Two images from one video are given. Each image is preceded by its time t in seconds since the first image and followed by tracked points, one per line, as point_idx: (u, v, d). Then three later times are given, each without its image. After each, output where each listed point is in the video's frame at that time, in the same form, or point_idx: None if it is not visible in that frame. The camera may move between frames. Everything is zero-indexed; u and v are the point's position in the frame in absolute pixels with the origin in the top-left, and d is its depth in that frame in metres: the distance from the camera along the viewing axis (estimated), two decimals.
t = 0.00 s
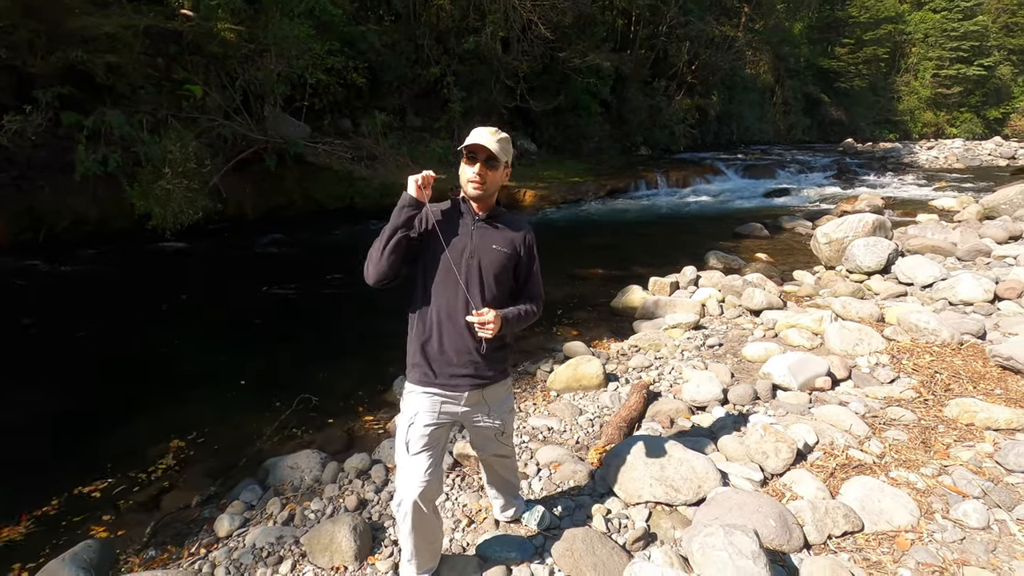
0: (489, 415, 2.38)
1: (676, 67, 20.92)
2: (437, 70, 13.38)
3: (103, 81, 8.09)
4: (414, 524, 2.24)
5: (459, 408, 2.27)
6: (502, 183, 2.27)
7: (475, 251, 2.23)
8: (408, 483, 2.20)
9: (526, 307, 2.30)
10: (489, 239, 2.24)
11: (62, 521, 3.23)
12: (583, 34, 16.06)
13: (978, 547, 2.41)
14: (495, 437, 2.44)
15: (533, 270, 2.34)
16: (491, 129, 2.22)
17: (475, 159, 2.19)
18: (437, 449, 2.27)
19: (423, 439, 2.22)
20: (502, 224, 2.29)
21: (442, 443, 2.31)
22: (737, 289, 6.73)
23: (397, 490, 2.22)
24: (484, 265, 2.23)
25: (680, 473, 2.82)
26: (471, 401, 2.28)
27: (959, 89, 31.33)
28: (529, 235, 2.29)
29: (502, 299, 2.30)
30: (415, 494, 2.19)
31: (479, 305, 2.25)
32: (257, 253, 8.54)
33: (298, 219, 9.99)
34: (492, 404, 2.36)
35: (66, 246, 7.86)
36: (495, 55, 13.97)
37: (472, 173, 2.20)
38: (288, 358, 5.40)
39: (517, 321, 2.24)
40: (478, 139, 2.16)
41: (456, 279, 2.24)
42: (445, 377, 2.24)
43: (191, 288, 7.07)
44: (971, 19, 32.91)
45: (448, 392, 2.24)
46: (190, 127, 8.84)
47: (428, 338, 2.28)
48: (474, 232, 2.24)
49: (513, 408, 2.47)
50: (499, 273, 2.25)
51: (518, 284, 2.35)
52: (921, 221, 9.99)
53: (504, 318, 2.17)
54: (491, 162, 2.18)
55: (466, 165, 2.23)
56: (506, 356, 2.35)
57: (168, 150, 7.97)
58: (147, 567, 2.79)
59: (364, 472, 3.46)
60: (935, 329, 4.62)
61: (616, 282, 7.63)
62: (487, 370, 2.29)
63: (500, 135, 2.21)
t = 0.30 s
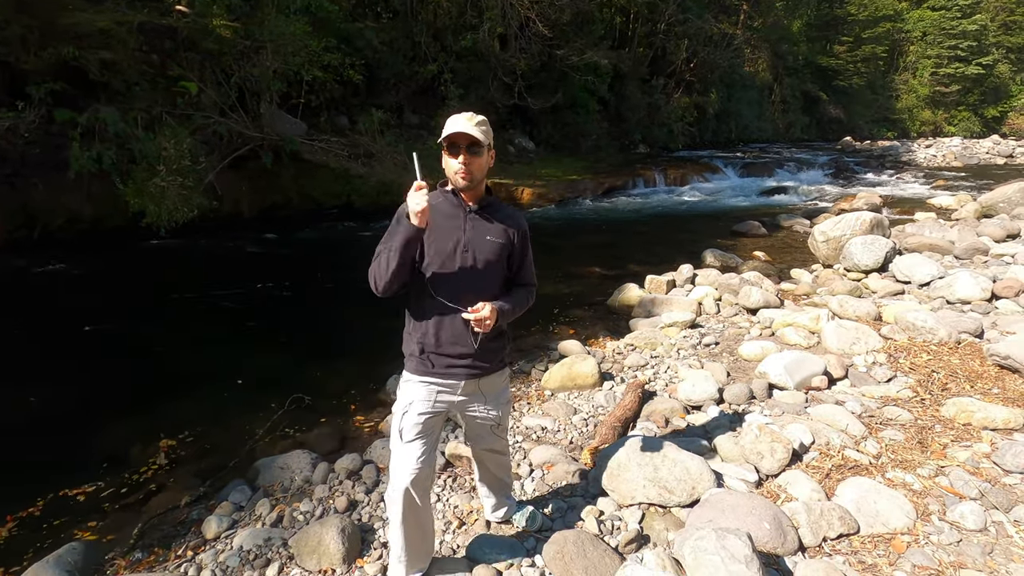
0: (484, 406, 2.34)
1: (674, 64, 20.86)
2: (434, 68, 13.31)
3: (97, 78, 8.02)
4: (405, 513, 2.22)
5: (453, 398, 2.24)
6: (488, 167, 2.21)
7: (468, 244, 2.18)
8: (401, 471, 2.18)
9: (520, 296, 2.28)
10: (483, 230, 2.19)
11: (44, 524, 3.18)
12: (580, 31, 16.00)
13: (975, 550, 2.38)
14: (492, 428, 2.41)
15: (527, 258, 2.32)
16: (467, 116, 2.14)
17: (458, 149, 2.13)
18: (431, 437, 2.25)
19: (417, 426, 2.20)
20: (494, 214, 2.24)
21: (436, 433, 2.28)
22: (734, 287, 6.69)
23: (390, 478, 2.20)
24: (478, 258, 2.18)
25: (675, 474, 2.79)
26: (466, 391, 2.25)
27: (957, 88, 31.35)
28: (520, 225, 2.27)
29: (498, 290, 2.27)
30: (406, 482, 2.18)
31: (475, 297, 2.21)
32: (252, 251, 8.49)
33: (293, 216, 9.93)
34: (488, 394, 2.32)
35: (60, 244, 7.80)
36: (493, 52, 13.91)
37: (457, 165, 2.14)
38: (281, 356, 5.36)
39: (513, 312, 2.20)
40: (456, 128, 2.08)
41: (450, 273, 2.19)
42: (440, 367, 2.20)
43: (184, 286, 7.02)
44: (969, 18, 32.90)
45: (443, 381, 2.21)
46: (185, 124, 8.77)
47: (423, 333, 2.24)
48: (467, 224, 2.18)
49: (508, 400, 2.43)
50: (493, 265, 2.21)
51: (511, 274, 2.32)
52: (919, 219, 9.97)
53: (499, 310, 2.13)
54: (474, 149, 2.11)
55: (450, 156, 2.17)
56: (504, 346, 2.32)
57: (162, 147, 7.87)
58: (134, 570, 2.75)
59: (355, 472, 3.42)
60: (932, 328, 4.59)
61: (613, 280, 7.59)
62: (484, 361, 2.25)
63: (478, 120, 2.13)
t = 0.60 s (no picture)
0: (504, 392, 2.35)
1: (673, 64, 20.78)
2: (432, 67, 13.24)
3: (93, 76, 7.96)
4: (422, 492, 2.28)
5: (474, 381, 2.26)
6: (503, 157, 2.19)
7: (490, 238, 2.19)
8: (419, 449, 2.25)
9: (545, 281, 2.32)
10: (502, 224, 2.20)
11: (34, 527, 3.13)
12: (579, 30, 15.93)
13: (983, 553, 2.34)
14: (513, 416, 2.41)
15: (548, 240, 2.36)
16: (477, 108, 2.12)
17: (473, 144, 2.11)
18: (452, 421, 2.28)
19: (439, 409, 2.24)
20: (512, 204, 2.24)
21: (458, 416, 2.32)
22: (734, 286, 6.66)
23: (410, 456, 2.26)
24: (501, 251, 2.21)
25: (677, 475, 2.75)
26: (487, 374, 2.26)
27: (955, 88, 31.38)
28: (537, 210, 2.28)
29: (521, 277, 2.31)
30: (424, 461, 2.24)
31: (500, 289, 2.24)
32: (249, 250, 8.44)
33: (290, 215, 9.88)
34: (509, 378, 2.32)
35: (56, 243, 7.75)
36: (491, 51, 13.84)
37: (473, 160, 2.12)
38: (279, 356, 5.31)
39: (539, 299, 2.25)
40: (471, 123, 2.06)
41: (474, 269, 2.22)
42: (463, 352, 2.22)
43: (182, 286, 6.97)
44: (967, 18, 32.91)
45: (466, 366, 2.23)
46: (181, 122, 8.71)
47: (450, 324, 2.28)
48: (487, 219, 2.19)
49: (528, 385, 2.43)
50: (516, 256, 2.24)
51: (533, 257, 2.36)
52: (918, 219, 9.94)
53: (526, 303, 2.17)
54: (489, 141, 2.10)
55: (464, 153, 2.15)
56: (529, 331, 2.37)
57: (160, 146, 7.82)
58: (128, 573, 2.71)
59: (353, 474, 3.38)
60: (935, 328, 4.55)
61: (612, 279, 7.55)
62: (511, 347, 2.29)
63: (488, 111, 2.12)
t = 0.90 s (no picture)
0: (520, 382, 2.32)
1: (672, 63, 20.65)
2: (432, 65, 13.21)
3: (92, 75, 7.93)
4: (435, 476, 2.32)
5: (489, 373, 2.27)
6: (522, 154, 2.18)
7: (508, 234, 2.21)
8: (434, 434, 2.31)
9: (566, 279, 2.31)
10: (522, 221, 2.22)
11: (30, 529, 3.10)
12: (578, 29, 15.90)
13: (990, 549, 2.33)
14: (528, 410, 2.37)
15: (571, 236, 2.34)
16: (497, 106, 2.10)
17: (490, 144, 2.11)
18: (469, 410, 2.31)
19: (455, 397, 2.28)
20: (533, 200, 2.25)
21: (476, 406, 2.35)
22: (735, 284, 6.64)
23: (427, 440, 2.33)
24: (520, 247, 2.22)
25: (682, 473, 2.73)
26: (501, 366, 2.26)
27: (954, 86, 31.37)
28: (559, 207, 2.28)
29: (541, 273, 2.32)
30: (438, 444, 2.30)
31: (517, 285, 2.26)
32: (249, 250, 8.42)
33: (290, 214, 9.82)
34: (525, 371, 2.31)
35: (55, 243, 7.72)
36: (491, 50, 13.81)
37: (490, 159, 2.13)
38: (280, 356, 5.29)
39: (558, 298, 2.25)
40: (489, 124, 2.06)
41: (493, 264, 2.25)
42: (478, 341, 2.26)
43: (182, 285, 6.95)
44: (967, 16, 32.89)
45: (481, 356, 2.26)
46: (181, 122, 8.67)
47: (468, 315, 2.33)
48: (506, 216, 2.21)
49: (545, 380, 2.39)
50: (535, 253, 2.25)
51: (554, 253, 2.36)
52: (918, 217, 9.94)
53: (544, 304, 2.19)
54: (506, 142, 2.09)
55: (483, 151, 2.16)
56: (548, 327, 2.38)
57: (159, 146, 7.83)
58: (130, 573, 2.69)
59: (355, 473, 3.36)
60: (938, 325, 4.54)
61: (613, 278, 7.53)
62: (530, 343, 2.29)
63: (507, 110, 2.09)
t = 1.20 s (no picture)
0: (520, 384, 2.34)
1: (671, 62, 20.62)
2: (430, 65, 13.20)
3: (90, 76, 7.93)
4: (436, 473, 2.35)
5: (488, 374, 2.29)
6: (531, 155, 2.24)
7: (511, 234, 2.24)
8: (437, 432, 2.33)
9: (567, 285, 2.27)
10: (525, 221, 2.24)
11: (28, 533, 3.11)
12: (577, 28, 15.90)
13: (983, 550, 2.35)
14: (526, 412, 2.39)
15: (577, 243, 2.31)
16: (512, 106, 2.19)
17: (498, 138, 2.19)
18: (470, 410, 2.33)
19: (456, 396, 2.30)
20: (539, 203, 2.27)
21: (477, 407, 2.37)
22: (733, 284, 6.67)
23: (429, 438, 2.35)
24: (521, 247, 2.24)
25: (679, 474, 2.76)
26: (501, 367, 2.28)
27: (952, 85, 31.40)
28: (565, 212, 2.26)
29: (543, 278, 2.31)
30: (440, 442, 2.33)
31: (516, 285, 2.27)
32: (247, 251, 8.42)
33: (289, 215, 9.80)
34: (524, 373, 2.32)
35: (53, 244, 7.72)
36: (489, 49, 13.82)
37: (496, 153, 2.21)
38: (279, 357, 5.30)
39: (555, 302, 2.22)
40: (499, 120, 2.14)
41: (494, 262, 2.28)
42: (479, 341, 2.29)
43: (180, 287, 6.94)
44: (964, 14, 32.94)
45: (481, 356, 2.29)
46: (179, 123, 8.67)
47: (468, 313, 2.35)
48: (510, 215, 2.25)
49: (545, 383, 2.41)
50: (536, 254, 2.26)
51: (559, 260, 2.34)
52: (916, 216, 9.97)
53: (536, 303, 2.17)
54: (513, 139, 2.16)
55: (493, 145, 2.24)
56: (547, 333, 2.36)
57: (157, 146, 7.91)
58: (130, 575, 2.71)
59: (354, 474, 3.38)
60: (934, 325, 4.56)
61: (612, 278, 7.55)
62: (525, 344, 2.29)
63: (520, 111, 2.16)
